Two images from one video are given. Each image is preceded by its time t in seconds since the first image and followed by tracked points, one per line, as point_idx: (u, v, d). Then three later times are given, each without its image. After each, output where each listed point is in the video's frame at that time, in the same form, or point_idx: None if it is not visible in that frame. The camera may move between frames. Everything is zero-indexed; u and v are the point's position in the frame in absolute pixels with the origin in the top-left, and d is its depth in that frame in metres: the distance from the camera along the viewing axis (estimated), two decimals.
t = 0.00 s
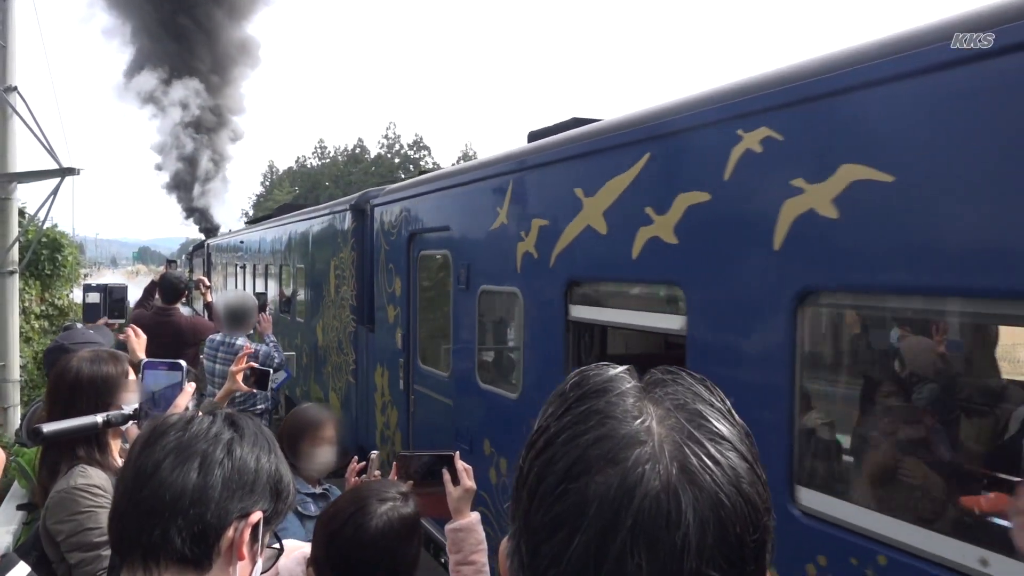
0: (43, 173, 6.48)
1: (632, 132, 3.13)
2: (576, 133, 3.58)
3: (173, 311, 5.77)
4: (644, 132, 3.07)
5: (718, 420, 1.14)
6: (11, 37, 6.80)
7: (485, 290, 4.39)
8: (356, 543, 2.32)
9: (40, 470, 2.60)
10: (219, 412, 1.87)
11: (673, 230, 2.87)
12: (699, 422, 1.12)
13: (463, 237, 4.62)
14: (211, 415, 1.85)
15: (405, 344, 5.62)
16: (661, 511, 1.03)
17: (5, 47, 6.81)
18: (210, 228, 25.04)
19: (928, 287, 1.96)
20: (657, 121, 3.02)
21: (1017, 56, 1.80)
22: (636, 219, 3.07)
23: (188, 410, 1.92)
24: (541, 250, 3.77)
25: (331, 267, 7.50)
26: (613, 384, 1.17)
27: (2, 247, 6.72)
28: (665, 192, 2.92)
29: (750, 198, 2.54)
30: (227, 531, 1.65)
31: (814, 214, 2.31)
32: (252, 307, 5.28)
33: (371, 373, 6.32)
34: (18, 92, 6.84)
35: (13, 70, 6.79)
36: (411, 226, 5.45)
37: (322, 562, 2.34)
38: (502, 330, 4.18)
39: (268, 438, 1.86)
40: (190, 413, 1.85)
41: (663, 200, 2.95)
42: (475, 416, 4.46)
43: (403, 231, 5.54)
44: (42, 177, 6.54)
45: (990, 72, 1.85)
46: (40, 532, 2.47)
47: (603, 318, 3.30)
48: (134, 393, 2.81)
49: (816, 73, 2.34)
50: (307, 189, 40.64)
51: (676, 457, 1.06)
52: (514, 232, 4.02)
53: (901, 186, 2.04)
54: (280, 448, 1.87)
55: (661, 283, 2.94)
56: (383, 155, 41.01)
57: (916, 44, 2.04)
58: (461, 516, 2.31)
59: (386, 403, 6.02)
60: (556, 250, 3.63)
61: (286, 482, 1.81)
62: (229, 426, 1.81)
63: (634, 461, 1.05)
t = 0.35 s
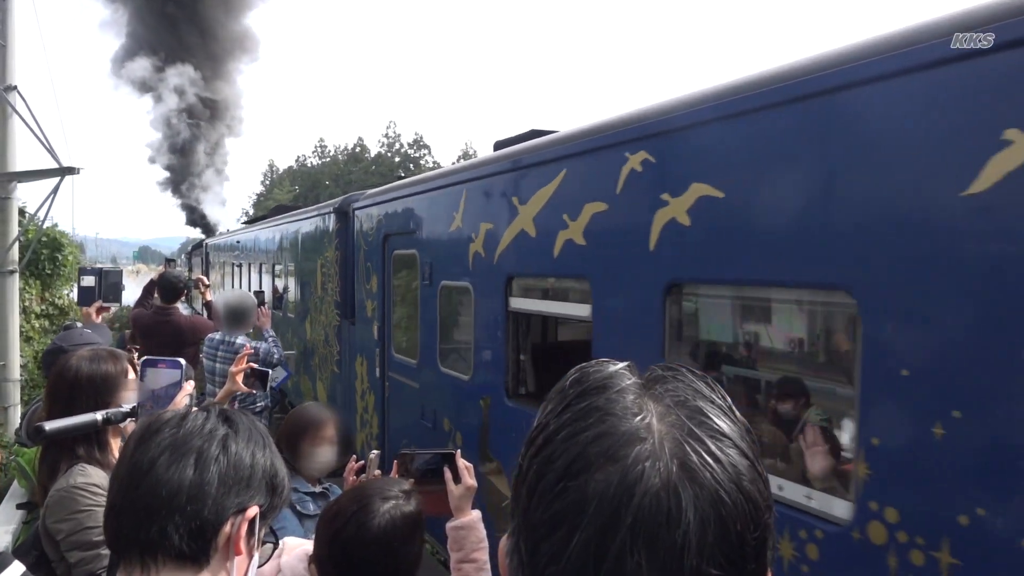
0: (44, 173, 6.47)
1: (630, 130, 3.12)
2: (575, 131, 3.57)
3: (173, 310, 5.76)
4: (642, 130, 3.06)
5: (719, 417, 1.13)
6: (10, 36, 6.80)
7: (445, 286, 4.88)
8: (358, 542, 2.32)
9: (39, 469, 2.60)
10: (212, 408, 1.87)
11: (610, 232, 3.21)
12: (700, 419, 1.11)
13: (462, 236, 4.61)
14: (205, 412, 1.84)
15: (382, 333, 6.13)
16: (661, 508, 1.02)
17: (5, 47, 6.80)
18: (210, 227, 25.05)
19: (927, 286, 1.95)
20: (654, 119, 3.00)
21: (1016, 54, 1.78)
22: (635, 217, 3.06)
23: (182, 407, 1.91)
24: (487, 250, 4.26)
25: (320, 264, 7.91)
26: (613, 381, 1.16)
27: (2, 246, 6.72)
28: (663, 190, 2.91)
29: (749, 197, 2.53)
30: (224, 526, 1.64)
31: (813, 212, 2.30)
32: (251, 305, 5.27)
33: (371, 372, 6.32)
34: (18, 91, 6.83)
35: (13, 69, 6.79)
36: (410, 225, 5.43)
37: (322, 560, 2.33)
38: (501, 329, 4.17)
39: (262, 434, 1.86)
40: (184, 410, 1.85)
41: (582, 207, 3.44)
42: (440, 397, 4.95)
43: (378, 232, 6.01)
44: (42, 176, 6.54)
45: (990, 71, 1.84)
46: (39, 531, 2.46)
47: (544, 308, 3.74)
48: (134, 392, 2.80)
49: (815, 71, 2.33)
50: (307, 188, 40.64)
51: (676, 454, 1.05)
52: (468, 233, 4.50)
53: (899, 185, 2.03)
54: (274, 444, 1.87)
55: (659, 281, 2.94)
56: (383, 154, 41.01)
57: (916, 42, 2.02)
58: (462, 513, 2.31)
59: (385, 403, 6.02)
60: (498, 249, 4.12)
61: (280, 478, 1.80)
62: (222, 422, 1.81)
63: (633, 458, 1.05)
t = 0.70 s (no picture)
0: (41, 172, 6.45)
1: (631, 130, 3.12)
2: (575, 131, 3.57)
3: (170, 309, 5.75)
4: (642, 130, 3.06)
5: (718, 417, 1.13)
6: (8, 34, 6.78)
7: (411, 284, 5.42)
8: (355, 541, 2.31)
9: (36, 469, 2.60)
10: (217, 408, 1.87)
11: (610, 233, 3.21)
12: (699, 418, 1.11)
13: (460, 235, 4.60)
14: (209, 411, 1.84)
15: (358, 328, 6.63)
16: (660, 507, 1.02)
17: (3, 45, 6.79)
18: (206, 227, 25.02)
19: (927, 287, 1.96)
20: (655, 118, 3.00)
21: (1016, 55, 1.79)
22: (635, 217, 3.07)
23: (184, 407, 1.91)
24: (444, 251, 4.78)
25: (313, 264, 8.06)
26: (612, 380, 1.17)
27: None
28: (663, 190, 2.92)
29: (750, 197, 2.54)
30: (225, 526, 1.64)
31: (813, 212, 2.30)
32: (248, 305, 5.27)
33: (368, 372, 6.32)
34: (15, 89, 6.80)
35: (10, 67, 6.76)
36: (408, 225, 5.43)
37: (320, 559, 2.33)
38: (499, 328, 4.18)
39: (265, 435, 1.86)
40: (188, 409, 1.84)
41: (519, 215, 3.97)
42: (407, 384, 5.48)
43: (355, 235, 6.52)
44: (40, 175, 6.51)
45: (990, 72, 1.84)
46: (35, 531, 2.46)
47: (493, 304, 4.26)
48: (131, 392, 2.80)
49: (816, 70, 2.33)
50: (305, 188, 40.62)
51: (676, 454, 1.06)
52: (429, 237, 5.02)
53: (899, 185, 2.04)
54: (277, 445, 1.87)
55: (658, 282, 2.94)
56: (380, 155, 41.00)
57: (916, 41, 2.03)
58: (460, 513, 2.31)
59: (368, 397, 6.37)
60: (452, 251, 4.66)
61: (282, 478, 1.81)
62: (226, 422, 1.81)
63: (633, 457, 1.05)
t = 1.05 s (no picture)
0: (41, 171, 6.46)
1: (631, 129, 3.13)
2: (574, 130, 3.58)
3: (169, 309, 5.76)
4: (642, 130, 3.06)
5: (715, 415, 1.14)
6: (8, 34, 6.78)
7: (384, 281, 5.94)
8: (357, 540, 2.33)
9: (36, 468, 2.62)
10: (224, 407, 1.85)
11: (610, 233, 3.22)
12: (696, 416, 1.12)
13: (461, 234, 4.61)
14: (218, 412, 1.82)
15: (341, 322, 7.14)
16: (657, 504, 1.03)
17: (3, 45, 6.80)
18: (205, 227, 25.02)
19: (927, 287, 1.96)
20: (654, 118, 3.01)
21: (1017, 56, 1.79)
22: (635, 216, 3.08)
23: (186, 402, 1.87)
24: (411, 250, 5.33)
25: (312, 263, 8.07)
26: (610, 378, 1.18)
27: None
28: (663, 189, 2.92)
29: (751, 197, 2.54)
30: (239, 533, 1.69)
31: (813, 212, 2.31)
32: (248, 304, 5.28)
33: (367, 371, 6.33)
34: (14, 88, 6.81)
35: (10, 67, 6.77)
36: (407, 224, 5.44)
37: (321, 558, 2.34)
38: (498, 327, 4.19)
39: (272, 435, 1.88)
40: (196, 410, 1.82)
41: (471, 218, 4.51)
42: (380, 371, 6.03)
43: (335, 236, 7.05)
44: (40, 175, 6.52)
45: (990, 72, 1.85)
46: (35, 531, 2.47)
47: (455, 299, 4.77)
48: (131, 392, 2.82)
49: (816, 70, 2.34)
50: (305, 187, 40.62)
51: (673, 451, 1.07)
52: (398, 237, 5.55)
53: (899, 185, 2.05)
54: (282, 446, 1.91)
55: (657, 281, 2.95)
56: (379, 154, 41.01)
57: (916, 41, 2.03)
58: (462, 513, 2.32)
59: (349, 386, 6.84)
60: (419, 251, 5.18)
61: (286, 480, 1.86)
62: (238, 425, 1.80)
63: (630, 454, 1.06)
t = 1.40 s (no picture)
0: (41, 171, 6.46)
1: (630, 128, 3.13)
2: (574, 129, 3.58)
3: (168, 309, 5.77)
4: (641, 129, 3.07)
5: (713, 412, 1.15)
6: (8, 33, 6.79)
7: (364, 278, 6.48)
8: (359, 541, 2.34)
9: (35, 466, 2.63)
10: (217, 408, 1.81)
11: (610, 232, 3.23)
12: (694, 413, 1.13)
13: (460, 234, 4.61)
14: (212, 416, 1.79)
15: (326, 317, 7.68)
16: (654, 499, 1.04)
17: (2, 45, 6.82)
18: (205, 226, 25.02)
19: (927, 287, 1.97)
20: (654, 117, 3.02)
21: (1016, 55, 1.80)
22: (635, 216, 3.08)
23: (172, 403, 1.81)
24: (384, 250, 5.89)
25: (312, 262, 8.08)
26: (609, 376, 1.19)
27: None
28: (662, 189, 2.93)
29: (750, 196, 2.55)
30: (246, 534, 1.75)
31: (813, 211, 2.31)
32: (247, 304, 5.29)
33: (367, 370, 6.34)
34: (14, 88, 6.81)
35: (10, 66, 6.78)
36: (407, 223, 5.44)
37: (324, 558, 2.35)
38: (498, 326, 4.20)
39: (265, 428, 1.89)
40: (187, 416, 1.77)
41: (456, 219, 4.69)
42: (366, 365, 6.44)
43: (320, 237, 7.57)
44: (40, 174, 6.53)
45: (990, 71, 1.85)
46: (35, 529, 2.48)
47: (420, 296, 5.30)
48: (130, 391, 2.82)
49: (815, 70, 2.34)
50: (304, 186, 40.63)
51: (671, 447, 1.08)
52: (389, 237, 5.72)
53: (899, 184, 2.05)
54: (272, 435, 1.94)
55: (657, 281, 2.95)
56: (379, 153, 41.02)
57: (916, 41, 2.04)
58: (466, 514, 2.33)
59: (335, 375, 7.36)
60: (392, 251, 5.70)
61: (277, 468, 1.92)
62: (235, 429, 1.78)
63: (628, 451, 1.07)
